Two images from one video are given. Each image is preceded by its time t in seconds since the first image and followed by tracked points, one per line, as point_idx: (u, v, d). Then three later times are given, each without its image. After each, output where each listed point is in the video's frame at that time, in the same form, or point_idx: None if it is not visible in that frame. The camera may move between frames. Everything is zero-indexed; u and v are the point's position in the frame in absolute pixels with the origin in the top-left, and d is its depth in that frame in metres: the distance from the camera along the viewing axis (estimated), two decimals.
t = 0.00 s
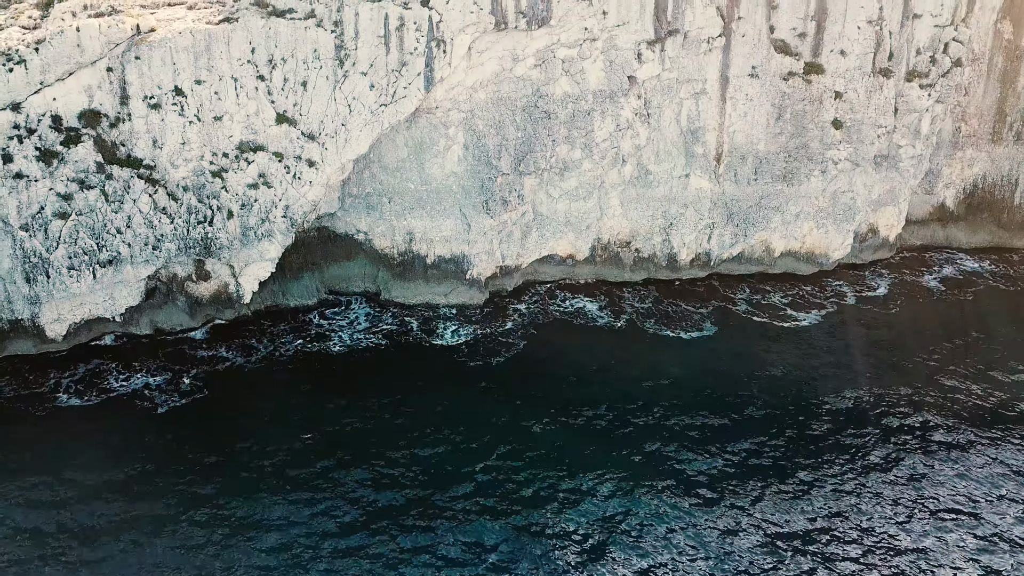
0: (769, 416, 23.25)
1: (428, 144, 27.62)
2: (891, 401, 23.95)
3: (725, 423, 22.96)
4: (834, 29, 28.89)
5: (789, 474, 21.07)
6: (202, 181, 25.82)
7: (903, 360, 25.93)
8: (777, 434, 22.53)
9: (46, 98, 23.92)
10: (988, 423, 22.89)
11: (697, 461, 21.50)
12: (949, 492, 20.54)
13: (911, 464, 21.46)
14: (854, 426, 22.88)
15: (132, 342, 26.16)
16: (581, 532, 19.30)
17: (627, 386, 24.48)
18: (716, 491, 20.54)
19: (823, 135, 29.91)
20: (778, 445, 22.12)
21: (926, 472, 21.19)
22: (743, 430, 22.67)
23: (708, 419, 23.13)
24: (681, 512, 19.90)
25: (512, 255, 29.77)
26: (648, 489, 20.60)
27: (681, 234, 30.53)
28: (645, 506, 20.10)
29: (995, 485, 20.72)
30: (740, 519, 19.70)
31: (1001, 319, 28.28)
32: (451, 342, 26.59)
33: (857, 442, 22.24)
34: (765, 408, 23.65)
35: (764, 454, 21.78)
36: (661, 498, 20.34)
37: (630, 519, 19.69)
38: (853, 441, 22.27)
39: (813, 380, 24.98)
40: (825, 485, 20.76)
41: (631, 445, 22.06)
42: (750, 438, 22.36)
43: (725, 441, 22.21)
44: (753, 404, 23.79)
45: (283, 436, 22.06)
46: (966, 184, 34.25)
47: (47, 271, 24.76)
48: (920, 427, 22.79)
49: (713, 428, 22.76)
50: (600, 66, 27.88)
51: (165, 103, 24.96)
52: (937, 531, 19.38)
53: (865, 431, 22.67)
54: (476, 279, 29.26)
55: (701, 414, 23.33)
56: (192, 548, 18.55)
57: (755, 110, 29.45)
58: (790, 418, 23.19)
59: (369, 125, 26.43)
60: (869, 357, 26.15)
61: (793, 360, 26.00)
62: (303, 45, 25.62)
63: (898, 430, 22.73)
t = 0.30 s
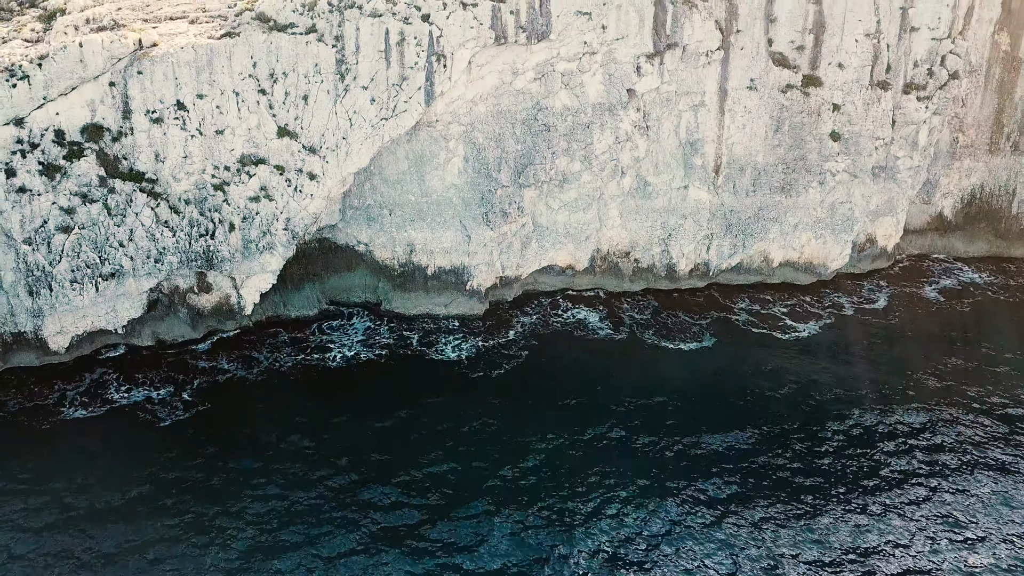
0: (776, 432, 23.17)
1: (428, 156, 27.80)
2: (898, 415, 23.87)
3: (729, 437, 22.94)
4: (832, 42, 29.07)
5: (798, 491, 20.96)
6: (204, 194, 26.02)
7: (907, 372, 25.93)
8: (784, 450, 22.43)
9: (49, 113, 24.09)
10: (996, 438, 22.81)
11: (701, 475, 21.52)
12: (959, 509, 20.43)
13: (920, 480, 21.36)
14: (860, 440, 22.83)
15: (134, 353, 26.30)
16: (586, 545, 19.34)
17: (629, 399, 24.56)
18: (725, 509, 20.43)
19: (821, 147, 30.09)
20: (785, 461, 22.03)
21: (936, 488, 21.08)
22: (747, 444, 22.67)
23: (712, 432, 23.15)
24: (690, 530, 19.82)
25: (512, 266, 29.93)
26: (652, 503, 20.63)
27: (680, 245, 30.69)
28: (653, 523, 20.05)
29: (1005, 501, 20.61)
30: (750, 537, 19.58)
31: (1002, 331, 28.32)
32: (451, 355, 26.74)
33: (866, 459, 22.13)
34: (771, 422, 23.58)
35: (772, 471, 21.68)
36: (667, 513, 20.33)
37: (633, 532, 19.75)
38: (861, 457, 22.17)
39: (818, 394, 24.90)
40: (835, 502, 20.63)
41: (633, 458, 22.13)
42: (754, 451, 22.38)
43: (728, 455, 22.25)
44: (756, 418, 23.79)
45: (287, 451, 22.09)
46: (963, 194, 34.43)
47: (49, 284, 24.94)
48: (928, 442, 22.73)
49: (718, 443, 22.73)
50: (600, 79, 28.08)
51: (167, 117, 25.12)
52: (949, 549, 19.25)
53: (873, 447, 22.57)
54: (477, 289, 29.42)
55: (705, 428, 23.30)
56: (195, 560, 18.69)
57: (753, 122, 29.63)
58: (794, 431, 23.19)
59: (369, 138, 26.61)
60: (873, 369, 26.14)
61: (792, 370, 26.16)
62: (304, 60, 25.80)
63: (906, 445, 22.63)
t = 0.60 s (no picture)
0: (781, 442, 23.01)
1: (428, 162, 27.86)
2: (904, 425, 23.72)
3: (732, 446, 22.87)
4: (831, 48, 29.14)
5: (805, 504, 20.79)
6: (204, 201, 26.10)
7: (910, 379, 25.88)
8: (790, 461, 22.27)
9: (51, 120, 24.19)
10: (1003, 447, 22.69)
11: (703, 484, 21.48)
12: (968, 521, 20.27)
13: (929, 491, 21.20)
14: (866, 450, 22.69)
15: (135, 359, 26.39)
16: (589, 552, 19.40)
17: (630, 406, 24.59)
18: (731, 522, 20.25)
19: (820, 153, 30.16)
20: (791, 472, 21.88)
21: (944, 499, 20.93)
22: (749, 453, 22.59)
23: (714, 440, 23.10)
24: (696, 543, 19.68)
25: (512, 271, 30.00)
26: (655, 511, 20.65)
27: (679, 250, 30.75)
28: (658, 533, 20.00)
29: (1012, 512, 20.52)
30: (758, 551, 19.39)
31: (1005, 337, 28.29)
32: (451, 362, 26.81)
33: (872, 470, 21.96)
34: (776, 432, 23.43)
35: (778, 483, 21.50)
36: (671, 522, 20.31)
37: (636, 539, 19.83)
38: (868, 468, 22.00)
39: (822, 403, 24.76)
40: (843, 515, 20.44)
41: (633, 466, 22.18)
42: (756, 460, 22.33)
43: (728, 463, 22.20)
44: (758, 425, 23.75)
45: (290, 462, 22.07)
46: (962, 198, 34.50)
47: (51, 290, 25.05)
48: (933, 450, 22.64)
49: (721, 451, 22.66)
50: (599, 86, 28.18)
51: (168, 124, 25.19)
52: (959, 563, 19.07)
53: (880, 458, 22.38)
54: (476, 295, 29.49)
55: (708, 437, 23.23)
56: (196, 567, 18.78)
57: (753, 128, 29.72)
58: (796, 439, 23.17)
59: (370, 144, 26.69)
60: (875, 376, 26.09)
61: (791, 376, 26.23)
62: (304, 67, 25.87)
63: (913, 455, 22.46)
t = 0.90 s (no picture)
0: (788, 450, 22.75)
1: (428, 164, 27.86)
2: (910, 431, 23.50)
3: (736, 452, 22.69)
4: (832, 49, 29.15)
5: (812, 514, 20.52)
6: (204, 203, 26.11)
7: (914, 383, 25.73)
8: (796, 469, 22.02)
9: (51, 123, 24.21)
10: (1011, 454, 22.45)
11: (706, 489, 21.36)
12: (974, 525, 20.14)
13: (937, 499, 20.94)
14: (872, 458, 22.45)
15: (135, 361, 26.38)
16: (590, 556, 19.32)
17: (631, 409, 24.53)
18: (737, 532, 20.01)
19: (820, 155, 30.15)
20: (797, 481, 21.63)
21: (948, 502, 20.85)
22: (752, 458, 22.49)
23: (716, 445, 22.97)
24: (698, 545, 19.64)
25: (512, 273, 29.98)
26: (657, 515, 20.57)
27: (679, 251, 30.74)
28: (663, 541, 19.82)
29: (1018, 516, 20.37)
30: (765, 562, 19.12)
31: (1008, 341, 28.15)
32: (451, 365, 26.81)
33: (880, 478, 21.70)
34: (782, 440, 23.18)
35: (784, 492, 21.23)
36: (674, 527, 20.20)
37: (637, 544, 19.73)
38: (875, 476, 21.75)
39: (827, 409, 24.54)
40: (851, 526, 20.17)
41: (633, 469, 22.14)
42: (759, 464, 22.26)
43: (730, 467, 22.11)
44: (761, 430, 23.64)
45: (290, 467, 21.99)
46: (963, 199, 34.50)
47: (51, 293, 25.06)
48: (935, 452, 22.60)
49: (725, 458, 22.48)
50: (599, 87, 28.19)
51: (168, 126, 25.20)
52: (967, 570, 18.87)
53: (887, 466, 22.12)
54: (477, 296, 29.48)
55: (712, 443, 23.06)
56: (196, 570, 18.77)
57: (753, 129, 29.72)
58: (799, 443, 23.06)
59: (370, 146, 26.69)
60: (878, 380, 25.94)
61: (792, 378, 26.21)
62: (304, 69, 25.87)
63: (920, 463, 22.22)
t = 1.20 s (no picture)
0: (792, 458, 22.54)
1: (427, 166, 27.85)
2: (915, 438, 23.28)
3: (739, 459, 22.53)
4: (831, 50, 29.13)
5: (817, 525, 20.32)
6: (204, 205, 26.11)
7: (917, 388, 25.59)
8: (800, 478, 21.83)
9: (50, 124, 24.21)
10: (1017, 462, 22.23)
11: (708, 495, 21.26)
12: (973, 528, 20.18)
13: (942, 509, 20.75)
14: (876, 465, 22.25)
15: (134, 363, 26.37)
16: (589, 558, 19.34)
17: (632, 412, 24.47)
18: (739, 543, 19.83)
19: (820, 156, 30.14)
20: (801, 489, 21.44)
21: (946, 505, 20.89)
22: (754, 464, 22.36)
23: (718, 450, 22.87)
24: (697, 548, 19.67)
25: (511, 274, 29.97)
26: (657, 519, 20.53)
27: (679, 252, 30.73)
28: (665, 548, 19.70)
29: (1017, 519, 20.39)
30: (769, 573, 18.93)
31: (1012, 343, 28.05)
32: (450, 366, 26.81)
33: (885, 487, 21.49)
34: (785, 447, 22.99)
35: (788, 502, 21.04)
36: (674, 532, 20.15)
37: (636, 545, 19.78)
38: (880, 485, 21.55)
39: (832, 415, 24.35)
40: (855, 536, 19.98)
41: (634, 471, 22.10)
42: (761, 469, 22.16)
43: (729, 469, 22.13)
44: (763, 434, 23.53)
45: (290, 472, 21.89)
46: (962, 200, 34.50)
47: (50, 295, 25.05)
48: (934, 454, 22.61)
49: (728, 464, 22.32)
50: (599, 89, 28.18)
51: (167, 128, 25.20)
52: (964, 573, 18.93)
53: (892, 475, 21.91)
54: (476, 297, 29.48)
55: (714, 449, 22.91)
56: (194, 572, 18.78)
57: (752, 131, 29.70)
58: (801, 447, 22.97)
59: (369, 148, 26.68)
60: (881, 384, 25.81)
61: (791, 379, 26.20)
62: (303, 71, 25.86)
63: (925, 471, 22.00)
